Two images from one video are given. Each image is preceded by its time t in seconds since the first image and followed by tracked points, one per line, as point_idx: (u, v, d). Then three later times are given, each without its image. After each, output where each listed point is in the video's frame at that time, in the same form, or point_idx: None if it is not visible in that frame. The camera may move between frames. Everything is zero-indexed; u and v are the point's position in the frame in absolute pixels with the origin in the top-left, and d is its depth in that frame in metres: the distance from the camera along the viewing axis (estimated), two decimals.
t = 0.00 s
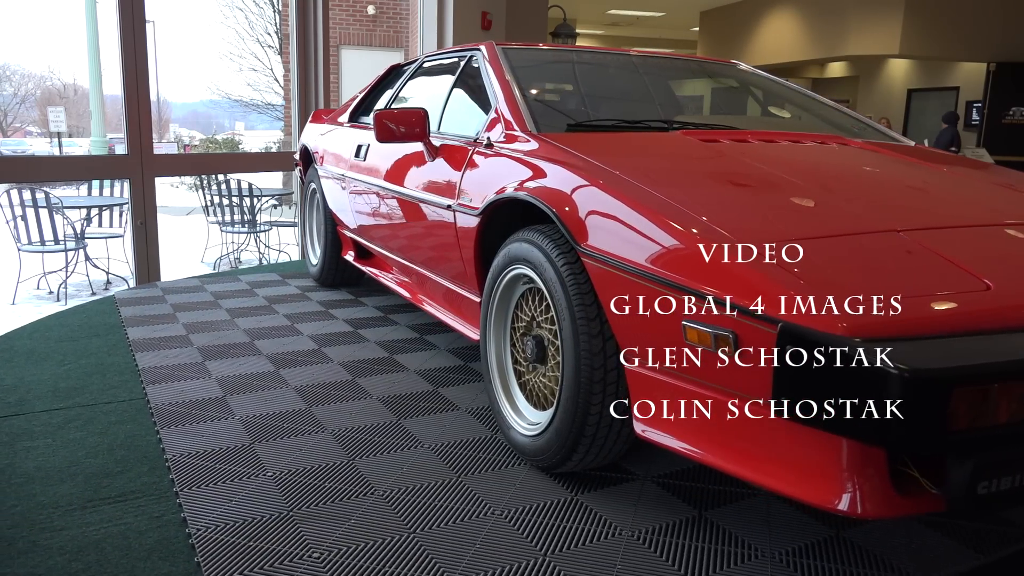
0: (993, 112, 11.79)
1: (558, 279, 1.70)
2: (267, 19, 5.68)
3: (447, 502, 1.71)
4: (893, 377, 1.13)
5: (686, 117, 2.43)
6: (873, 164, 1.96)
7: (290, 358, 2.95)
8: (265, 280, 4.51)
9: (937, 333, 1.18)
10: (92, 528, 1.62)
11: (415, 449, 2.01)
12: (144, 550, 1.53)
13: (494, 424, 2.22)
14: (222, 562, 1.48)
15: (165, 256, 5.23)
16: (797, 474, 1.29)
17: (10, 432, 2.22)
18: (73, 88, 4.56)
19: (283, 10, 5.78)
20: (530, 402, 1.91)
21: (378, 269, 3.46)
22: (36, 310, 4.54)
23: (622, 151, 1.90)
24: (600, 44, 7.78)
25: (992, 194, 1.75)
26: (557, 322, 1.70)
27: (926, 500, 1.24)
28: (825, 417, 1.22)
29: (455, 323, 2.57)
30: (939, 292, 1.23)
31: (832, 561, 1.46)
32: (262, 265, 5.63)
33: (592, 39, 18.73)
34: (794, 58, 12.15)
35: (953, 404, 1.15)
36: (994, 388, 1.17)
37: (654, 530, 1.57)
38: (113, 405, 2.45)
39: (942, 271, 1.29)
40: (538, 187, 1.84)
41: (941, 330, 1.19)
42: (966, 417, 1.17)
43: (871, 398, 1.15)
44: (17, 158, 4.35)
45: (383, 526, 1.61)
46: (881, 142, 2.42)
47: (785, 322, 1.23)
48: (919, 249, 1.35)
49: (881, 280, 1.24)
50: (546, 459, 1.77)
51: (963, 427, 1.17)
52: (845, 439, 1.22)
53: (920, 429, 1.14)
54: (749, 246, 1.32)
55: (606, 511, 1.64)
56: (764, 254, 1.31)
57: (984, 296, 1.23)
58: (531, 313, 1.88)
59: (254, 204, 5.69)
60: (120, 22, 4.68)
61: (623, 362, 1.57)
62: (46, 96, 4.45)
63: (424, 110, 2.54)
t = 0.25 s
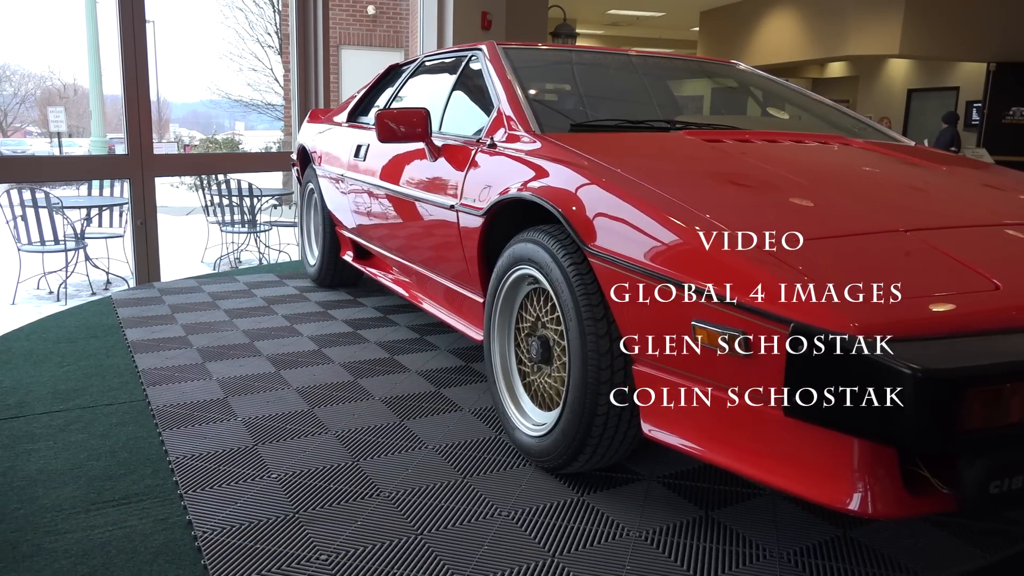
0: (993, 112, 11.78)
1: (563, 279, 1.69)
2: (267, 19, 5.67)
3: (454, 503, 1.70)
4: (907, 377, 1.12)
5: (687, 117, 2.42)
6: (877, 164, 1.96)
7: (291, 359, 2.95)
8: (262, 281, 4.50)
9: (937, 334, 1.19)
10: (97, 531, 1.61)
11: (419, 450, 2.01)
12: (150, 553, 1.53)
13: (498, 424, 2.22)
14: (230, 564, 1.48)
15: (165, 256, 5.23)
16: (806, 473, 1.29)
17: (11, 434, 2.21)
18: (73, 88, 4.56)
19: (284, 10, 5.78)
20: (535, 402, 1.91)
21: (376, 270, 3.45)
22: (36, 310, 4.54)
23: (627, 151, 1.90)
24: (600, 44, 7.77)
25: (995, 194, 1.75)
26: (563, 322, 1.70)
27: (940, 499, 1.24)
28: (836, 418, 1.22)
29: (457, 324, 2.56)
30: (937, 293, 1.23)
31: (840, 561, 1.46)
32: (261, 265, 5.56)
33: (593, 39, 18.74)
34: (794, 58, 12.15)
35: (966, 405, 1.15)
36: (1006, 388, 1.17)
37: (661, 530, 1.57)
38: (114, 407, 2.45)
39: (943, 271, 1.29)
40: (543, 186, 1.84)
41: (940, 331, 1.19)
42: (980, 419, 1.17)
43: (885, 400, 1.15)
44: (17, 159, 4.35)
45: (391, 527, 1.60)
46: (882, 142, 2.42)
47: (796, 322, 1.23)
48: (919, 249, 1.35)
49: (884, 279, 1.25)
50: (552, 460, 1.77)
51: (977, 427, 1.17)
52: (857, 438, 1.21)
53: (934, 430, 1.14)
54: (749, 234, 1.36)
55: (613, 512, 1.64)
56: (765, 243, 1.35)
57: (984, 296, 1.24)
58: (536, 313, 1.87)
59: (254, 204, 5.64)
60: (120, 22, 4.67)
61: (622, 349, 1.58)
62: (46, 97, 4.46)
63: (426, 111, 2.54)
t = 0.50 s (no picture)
0: (993, 112, 11.78)
1: (569, 280, 1.69)
2: (267, 19, 5.66)
3: (460, 504, 1.70)
4: (919, 377, 1.11)
5: (689, 117, 2.42)
6: (880, 164, 1.96)
7: (291, 360, 2.94)
8: (260, 281, 4.50)
9: (938, 334, 1.19)
10: (102, 534, 1.61)
11: (424, 451, 2.01)
12: (156, 555, 1.53)
13: (502, 425, 2.22)
14: (237, 567, 1.48)
15: (165, 256, 5.23)
16: (816, 473, 1.29)
17: (11, 436, 2.20)
18: (73, 88, 4.56)
19: (283, 10, 5.77)
20: (540, 403, 1.91)
21: (376, 270, 3.44)
22: (36, 310, 4.54)
23: (632, 150, 1.90)
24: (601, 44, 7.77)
25: (999, 194, 1.75)
26: (569, 322, 1.70)
27: (949, 500, 1.25)
28: (847, 419, 1.22)
29: (459, 324, 2.56)
30: (935, 294, 1.23)
31: (849, 561, 1.46)
32: (261, 265, 5.56)
33: (593, 39, 18.75)
34: (794, 58, 12.15)
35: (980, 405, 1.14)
36: (1018, 388, 1.17)
37: (669, 531, 1.57)
38: (115, 409, 2.44)
39: (946, 271, 1.29)
40: (549, 185, 1.84)
41: (940, 331, 1.19)
42: (993, 419, 1.17)
43: (897, 399, 1.15)
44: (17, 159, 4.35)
45: (398, 529, 1.60)
46: (883, 142, 2.42)
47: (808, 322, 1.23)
48: (919, 249, 1.35)
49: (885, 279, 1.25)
50: (558, 461, 1.77)
51: (988, 427, 1.17)
52: (867, 438, 1.22)
53: (947, 429, 1.14)
54: (749, 221, 1.40)
55: (620, 512, 1.64)
56: (766, 230, 1.39)
57: (985, 296, 1.24)
58: (541, 313, 1.87)
59: (254, 204, 5.64)
60: (120, 22, 4.67)
61: (621, 336, 1.59)
62: (46, 97, 4.46)
63: (428, 110, 2.52)
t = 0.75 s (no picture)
0: (993, 112, 11.78)
1: (576, 280, 1.69)
2: (267, 19, 5.66)
3: (466, 506, 1.70)
4: (933, 377, 1.12)
5: (691, 118, 2.42)
6: (884, 164, 1.96)
7: (292, 361, 2.94)
8: (257, 282, 4.49)
9: (944, 334, 1.18)
10: (107, 537, 1.61)
11: (429, 452, 2.00)
12: (162, 558, 1.52)
13: (506, 425, 2.21)
14: (245, 570, 1.47)
15: (165, 256, 5.22)
16: (829, 473, 1.29)
17: (12, 438, 2.20)
18: (73, 88, 4.55)
19: (283, 10, 5.77)
20: (545, 403, 1.91)
21: (374, 270, 3.43)
22: (36, 310, 4.53)
23: (639, 151, 1.90)
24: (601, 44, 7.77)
25: (1003, 194, 1.75)
26: (576, 322, 1.70)
27: (959, 499, 1.26)
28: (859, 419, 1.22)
29: (460, 324, 2.55)
30: (932, 294, 1.23)
31: (857, 561, 1.46)
32: (261, 265, 5.56)
33: (593, 39, 18.76)
34: (794, 58, 12.14)
35: (993, 405, 1.14)
36: None
37: (677, 531, 1.57)
38: (116, 411, 2.44)
39: (946, 272, 1.29)
40: (555, 185, 1.83)
41: (941, 332, 1.19)
42: (1005, 420, 1.17)
43: (910, 399, 1.15)
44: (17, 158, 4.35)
45: (405, 530, 1.60)
46: (884, 142, 2.42)
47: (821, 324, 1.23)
48: (918, 248, 1.35)
49: (883, 280, 1.25)
50: (565, 461, 1.77)
51: (1000, 426, 1.16)
52: (878, 439, 1.22)
53: (961, 429, 1.13)
54: (750, 210, 1.45)
55: (628, 513, 1.64)
56: (766, 218, 1.44)
57: (985, 297, 1.23)
58: (546, 313, 1.87)
59: (254, 204, 5.64)
60: (120, 22, 4.66)
61: (620, 325, 1.60)
62: (46, 96, 4.46)
63: (429, 110, 2.50)
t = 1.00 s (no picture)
0: (993, 112, 11.78)
1: (582, 280, 1.68)
2: (267, 19, 5.66)
3: (473, 507, 1.70)
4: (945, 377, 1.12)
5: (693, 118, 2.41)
6: (888, 165, 1.96)
7: (292, 362, 2.93)
8: (255, 283, 4.48)
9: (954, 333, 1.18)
10: (112, 540, 1.60)
11: (433, 453, 2.00)
12: (168, 562, 1.52)
13: (510, 426, 2.21)
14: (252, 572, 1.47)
15: (165, 256, 5.22)
16: (839, 473, 1.29)
17: (12, 441, 2.19)
18: (73, 88, 4.55)
19: (283, 10, 5.76)
20: (550, 404, 1.91)
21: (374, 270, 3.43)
22: (36, 310, 4.53)
23: (643, 151, 1.89)
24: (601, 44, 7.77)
25: (1008, 195, 1.75)
26: (582, 322, 1.70)
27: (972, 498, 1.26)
28: (868, 420, 1.22)
29: (462, 324, 2.54)
30: (931, 295, 1.23)
31: (865, 561, 1.47)
32: (261, 265, 5.56)
33: (593, 39, 18.76)
34: (794, 58, 12.14)
35: (1004, 405, 1.14)
36: None
37: (684, 531, 1.57)
38: (116, 413, 2.43)
39: (945, 274, 1.29)
40: (559, 185, 1.83)
41: (949, 332, 1.18)
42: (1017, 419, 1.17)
43: (921, 399, 1.15)
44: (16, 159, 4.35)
45: (412, 532, 1.60)
46: (884, 142, 2.43)
47: (833, 324, 1.23)
48: (917, 249, 1.35)
49: (886, 280, 1.25)
50: (570, 462, 1.76)
51: (1011, 425, 1.16)
52: (888, 439, 1.22)
53: (975, 430, 1.13)
54: (749, 199, 1.51)
55: (635, 514, 1.64)
56: (766, 206, 1.49)
57: (984, 298, 1.23)
58: (550, 314, 1.87)
59: (254, 204, 5.64)
60: (120, 22, 4.66)
61: (621, 312, 1.61)
62: (46, 96, 4.46)
63: (431, 111, 2.49)
